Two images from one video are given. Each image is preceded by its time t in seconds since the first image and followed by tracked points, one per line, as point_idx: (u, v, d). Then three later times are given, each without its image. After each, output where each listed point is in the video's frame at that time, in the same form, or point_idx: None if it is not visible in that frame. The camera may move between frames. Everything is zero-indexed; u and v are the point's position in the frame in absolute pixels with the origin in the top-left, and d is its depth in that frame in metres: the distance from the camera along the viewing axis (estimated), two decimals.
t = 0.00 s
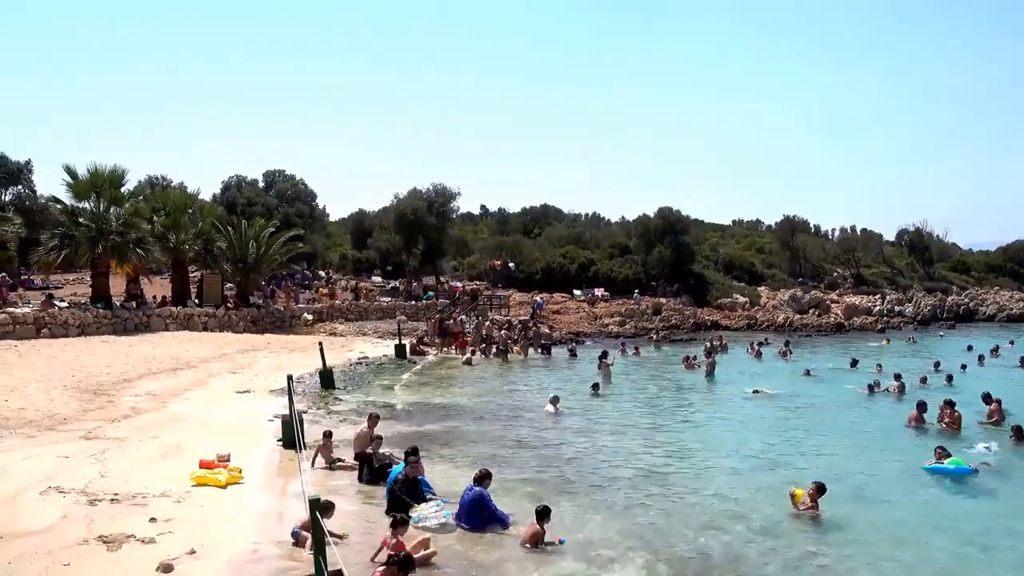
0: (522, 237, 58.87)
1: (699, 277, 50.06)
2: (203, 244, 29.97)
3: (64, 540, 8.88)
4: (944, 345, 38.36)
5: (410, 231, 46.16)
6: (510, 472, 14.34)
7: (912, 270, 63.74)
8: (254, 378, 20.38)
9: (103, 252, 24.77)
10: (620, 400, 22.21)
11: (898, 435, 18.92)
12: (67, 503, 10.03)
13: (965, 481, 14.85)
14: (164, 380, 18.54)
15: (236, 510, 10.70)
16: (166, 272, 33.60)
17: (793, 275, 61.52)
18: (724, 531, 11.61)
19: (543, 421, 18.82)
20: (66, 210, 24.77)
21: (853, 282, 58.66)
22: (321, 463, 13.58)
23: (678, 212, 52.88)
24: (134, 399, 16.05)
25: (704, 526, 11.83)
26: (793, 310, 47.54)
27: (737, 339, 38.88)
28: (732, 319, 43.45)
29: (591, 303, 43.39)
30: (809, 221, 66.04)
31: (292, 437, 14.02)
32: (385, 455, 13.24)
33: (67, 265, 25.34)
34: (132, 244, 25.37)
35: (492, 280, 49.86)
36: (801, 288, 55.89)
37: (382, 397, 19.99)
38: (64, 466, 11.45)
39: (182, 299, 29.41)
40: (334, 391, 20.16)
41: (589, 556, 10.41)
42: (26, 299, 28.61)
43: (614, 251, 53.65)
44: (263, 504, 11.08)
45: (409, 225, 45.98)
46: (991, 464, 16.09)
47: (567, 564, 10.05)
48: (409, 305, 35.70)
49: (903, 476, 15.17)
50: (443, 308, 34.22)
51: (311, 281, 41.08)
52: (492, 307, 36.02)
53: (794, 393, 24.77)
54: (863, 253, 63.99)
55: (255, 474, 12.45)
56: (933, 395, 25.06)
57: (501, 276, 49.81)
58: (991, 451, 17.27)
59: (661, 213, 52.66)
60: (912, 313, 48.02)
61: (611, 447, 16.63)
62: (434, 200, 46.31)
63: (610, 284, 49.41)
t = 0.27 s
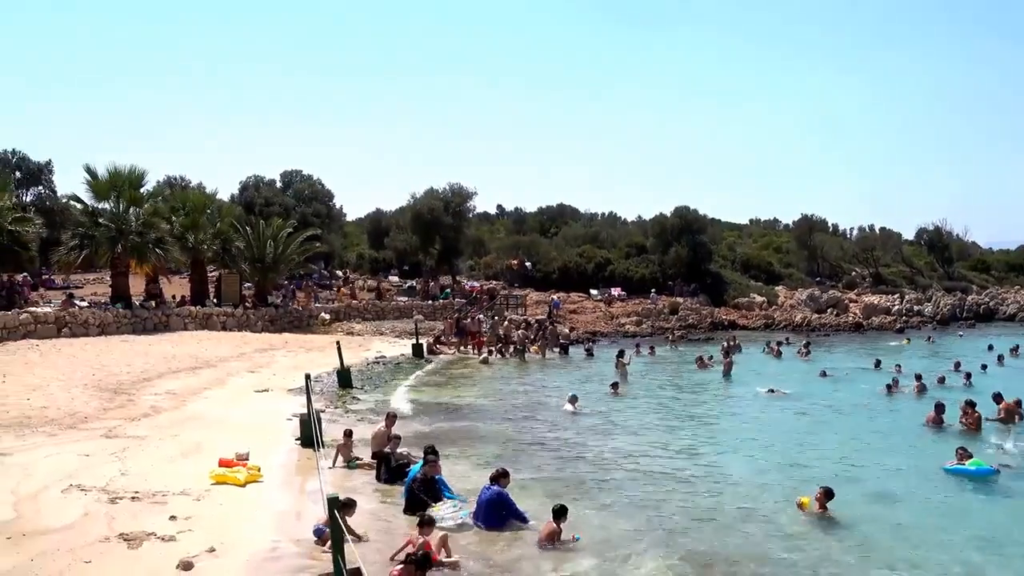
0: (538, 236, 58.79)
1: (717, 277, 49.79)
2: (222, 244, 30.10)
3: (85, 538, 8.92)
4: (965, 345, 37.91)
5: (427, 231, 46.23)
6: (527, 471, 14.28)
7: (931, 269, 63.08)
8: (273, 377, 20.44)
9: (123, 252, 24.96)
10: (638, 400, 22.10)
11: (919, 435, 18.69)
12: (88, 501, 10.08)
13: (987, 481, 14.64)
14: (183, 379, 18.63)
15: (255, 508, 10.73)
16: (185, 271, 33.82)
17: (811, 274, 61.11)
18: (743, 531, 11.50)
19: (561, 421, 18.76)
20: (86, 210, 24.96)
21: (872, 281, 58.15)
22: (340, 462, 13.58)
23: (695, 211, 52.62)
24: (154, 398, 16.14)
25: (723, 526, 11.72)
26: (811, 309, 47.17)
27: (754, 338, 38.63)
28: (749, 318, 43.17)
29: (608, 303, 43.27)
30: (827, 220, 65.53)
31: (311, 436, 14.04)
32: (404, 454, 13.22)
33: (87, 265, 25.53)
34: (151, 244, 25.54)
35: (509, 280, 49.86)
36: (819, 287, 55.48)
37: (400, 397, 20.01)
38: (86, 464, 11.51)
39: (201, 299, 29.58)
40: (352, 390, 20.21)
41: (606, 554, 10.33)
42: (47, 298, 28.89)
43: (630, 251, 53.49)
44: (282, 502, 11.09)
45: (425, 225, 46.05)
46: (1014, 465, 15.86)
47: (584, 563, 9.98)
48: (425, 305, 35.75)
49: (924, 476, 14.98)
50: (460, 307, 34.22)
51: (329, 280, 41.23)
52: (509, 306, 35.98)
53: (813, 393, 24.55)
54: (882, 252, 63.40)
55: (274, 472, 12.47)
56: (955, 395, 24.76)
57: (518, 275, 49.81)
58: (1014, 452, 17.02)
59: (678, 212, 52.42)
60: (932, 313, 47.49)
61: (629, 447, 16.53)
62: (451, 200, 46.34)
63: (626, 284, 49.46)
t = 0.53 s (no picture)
0: (559, 236, 58.68)
1: (738, 276, 49.45)
2: (244, 244, 30.31)
3: (112, 535, 8.97)
4: (991, 345, 37.33)
5: (448, 230, 46.29)
6: (549, 470, 14.22)
7: (956, 267, 62.23)
8: (295, 376, 20.53)
9: (147, 252, 25.20)
10: (660, 399, 21.96)
11: (946, 436, 18.40)
12: (114, 498, 10.15)
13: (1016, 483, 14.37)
14: (207, 377, 18.76)
15: (278, 506, 10.74)
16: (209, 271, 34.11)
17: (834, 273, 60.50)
18: (768, 531, 11.37)
19: (582, 420, 18.68)
20: (111, 210, 25.25)
21: (895, 280, 57.50)
22: (362, 461, 13.60)
23: (717, 209, 52.27)
24: (178, 397, 16.24)
25: (748, 526, 11.58)
26: (834, 308, 46.70)
27: (777, 338, 38.30)
28: (772, 317, 42.82)
29: (629, 302, 43.09)
30: (850, 219, 64.88)
31: (333, 435, 14.06)
32: (425, 453, 13.20)
33: (112, 265, 25.80)
34: (175, 244, 25.78)
35: (529, 279, 49.80)
36: (842, 286, 54.93)
37: (421, 395, 20.02)
38: (111, 462, 11.59)
39: (224, 298, 29.79)
40: (374, 389, 20.25)
41: (629, 554, 10.23)
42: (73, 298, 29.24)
43: (651, 250, 53.24)
44: (305, 501, 11.09)
45: (445, 225, 46.14)
46: None
47: (606, 562, 9.90)
48: (446, 304, 35.78)
49: (951, 478, 14.74)
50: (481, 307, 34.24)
51: (350, 280, 41.39)
52: (530, 306, 35.92)
53: (837, 393, 24.27)
54: (906, 250, 62.64)
55: (297, 471, 12.50)
56: (981, 395, 24.38)
57: (538, 275, 49.73)
58: None
59: (699, 210, 52.11)
60: (957, 312, 46.83)
61: (651, 446, 16.42)
62: (471, 199, 46.39)
63: (648, 283, 49.26)
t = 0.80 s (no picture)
0: (577, 235, 58.62)
1: (757, 275, 49.14)
2: (264, 244, 30.52)
3: (135, 531, 9.07)
4: (1015, 345, 36.84)
5: (466, 230, 46.34)
6: (567, 470, 14.21)
7: (979, 266, 61.46)
8: (314, 375, 20.64)
9: (168, 252, 25.45)
10: (679, 399, 21.88)
11: (969, 437, 18.20)
12: (137, 495, 10.26)
13: None
14: (228, 376, 18.91)
15: (299, 504, 10.81)
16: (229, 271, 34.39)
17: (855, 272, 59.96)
18: (788, 531, 11.30)
19: (600, 419, 18.65)
20: (133, 211, 25.51)
21: (917, 279, 56.92)
22: (382, 459, 13.65)
23: (735, 208, 51.98)
24: (200, 396, 16.38)
25: (767, 526, 11.52)
26: (855, 308, 46.27)
27: (797, 337, 38.01)
28: (792, 316, 42.53)
29: (647, 301, 42.94)
30: (870, 217, 64.26)
31: (352, 434, 14.12)
32: (444, 452, 13.24)
33: (134, 265, 26.06)
34: (196, 244, 26.00)
35: (547, 279, 49.75)
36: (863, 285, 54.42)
37: (439, 395, 20.08)
38: (135, 460, 11.72)
39: (244, 298, 30.01)
40: (392, 388, 20.32)
41: (648, 553, 10.22)
42: (97, 298, 29.58)
43: (670, 249, 53.00)
44: (325, 499, 11.15)
45: (463, 224, 46.25)
46: None
47: (625, 560, 9.89)
48: (464, 303, 35.85)
49: (974, 479, 14.59)
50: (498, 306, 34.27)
51: (369, 279, 41.54)
52: (548, 305, 35.90)
53: (858, 393, 24.07)
54: (928, 249, 61.95)
55: (317, 469, 12.57)
56: (1005, 395, 24.07)
57: (556, 274, 49.67)
58: None
59: (717, 209, 51.85)
60: (980, 311, 46.25)
61: (670, 446, 16.36)
62: (489, 199, 46.44)
63: (666, 282, 49.04)
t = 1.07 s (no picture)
0: (593, 234, 58.58)
1: (776, 273, 48.86)
2: (283, 243, 30.75)
3: (158, 527, 9.20)
4: None
5: (483, 228, 46.40)
6: (585, 468, 14.22)
7: (1002, 264, 60.74)
8: (333, 373, 20.77)
9: (189, 251, 25.70)
10: (697, 398, 21.80)
11: (991, 436, 18.00)
12: (160, 491, 10.39)
13: None
14: (248, 374, 19.07)
15: (318, 501, 10.92)
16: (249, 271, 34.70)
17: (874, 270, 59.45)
18: (807, 531, 11.24)
19: (618, 418, 18.65)
20: (154, 211, 25.80)
21: (938, 278, 56.32)
22: (401, 457, 13.73)
23: (753, 206, 51.74)
24: (221, 394, 16.56)
25: (787, 525, 11.46)
26: (875, 306, 45.88)
27: (816, 336, 37.73)
28: (811, 315, 42.26)
29: (665, 300, 42.81)
30: (890, 215, 63.68)
31: (371, 431, 14.20)
32: (462, 450, 13.29)
33: (156, 265, 26.34)
34: (216, 243, 26.25)
35: (564, 277, 49.72)
36: (883, 284, 53.95)
37: (456, 393, 20.14)
38: (157, 456, 11.87)
39: (264, 297, 30.25)
40: (410, 386, 20.42)
41: (666, 551, 10.20)
42: (119, 297, 29.93)
43: (687, 247, 52.79)
44: (345, 497, 11.23)
45: (480, 222, 46.33)
46: None
47: (643, 559, 9.88)
48: (482, 302, 35.93)
49: (996, 479, 14.43)
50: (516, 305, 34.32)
51: (386, 278, 41.72)
52: (565, 303, 35.89)
53: (879, 392, 23.88)
54: (949, 247, 61.31)
55: (336, 466, 12.66)
56: None
57: (573, 272, 49.63)
58: None
59: (735, 207, 51.62)
60: (1002, 310, 45.69)
61: (688, 445, 16.32)
62: (505, 197, 46.51)
63: (684, 280, 48.85)
